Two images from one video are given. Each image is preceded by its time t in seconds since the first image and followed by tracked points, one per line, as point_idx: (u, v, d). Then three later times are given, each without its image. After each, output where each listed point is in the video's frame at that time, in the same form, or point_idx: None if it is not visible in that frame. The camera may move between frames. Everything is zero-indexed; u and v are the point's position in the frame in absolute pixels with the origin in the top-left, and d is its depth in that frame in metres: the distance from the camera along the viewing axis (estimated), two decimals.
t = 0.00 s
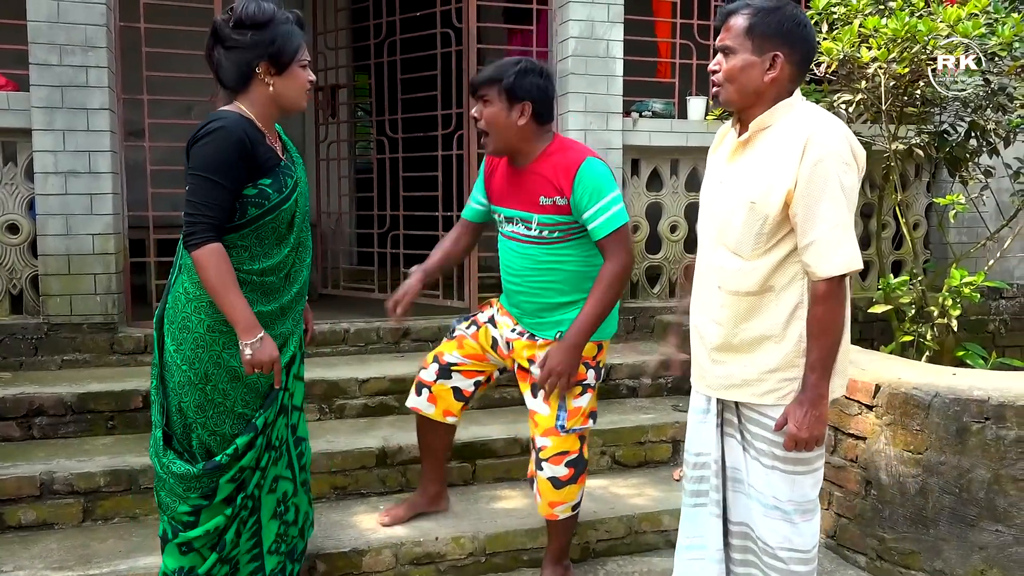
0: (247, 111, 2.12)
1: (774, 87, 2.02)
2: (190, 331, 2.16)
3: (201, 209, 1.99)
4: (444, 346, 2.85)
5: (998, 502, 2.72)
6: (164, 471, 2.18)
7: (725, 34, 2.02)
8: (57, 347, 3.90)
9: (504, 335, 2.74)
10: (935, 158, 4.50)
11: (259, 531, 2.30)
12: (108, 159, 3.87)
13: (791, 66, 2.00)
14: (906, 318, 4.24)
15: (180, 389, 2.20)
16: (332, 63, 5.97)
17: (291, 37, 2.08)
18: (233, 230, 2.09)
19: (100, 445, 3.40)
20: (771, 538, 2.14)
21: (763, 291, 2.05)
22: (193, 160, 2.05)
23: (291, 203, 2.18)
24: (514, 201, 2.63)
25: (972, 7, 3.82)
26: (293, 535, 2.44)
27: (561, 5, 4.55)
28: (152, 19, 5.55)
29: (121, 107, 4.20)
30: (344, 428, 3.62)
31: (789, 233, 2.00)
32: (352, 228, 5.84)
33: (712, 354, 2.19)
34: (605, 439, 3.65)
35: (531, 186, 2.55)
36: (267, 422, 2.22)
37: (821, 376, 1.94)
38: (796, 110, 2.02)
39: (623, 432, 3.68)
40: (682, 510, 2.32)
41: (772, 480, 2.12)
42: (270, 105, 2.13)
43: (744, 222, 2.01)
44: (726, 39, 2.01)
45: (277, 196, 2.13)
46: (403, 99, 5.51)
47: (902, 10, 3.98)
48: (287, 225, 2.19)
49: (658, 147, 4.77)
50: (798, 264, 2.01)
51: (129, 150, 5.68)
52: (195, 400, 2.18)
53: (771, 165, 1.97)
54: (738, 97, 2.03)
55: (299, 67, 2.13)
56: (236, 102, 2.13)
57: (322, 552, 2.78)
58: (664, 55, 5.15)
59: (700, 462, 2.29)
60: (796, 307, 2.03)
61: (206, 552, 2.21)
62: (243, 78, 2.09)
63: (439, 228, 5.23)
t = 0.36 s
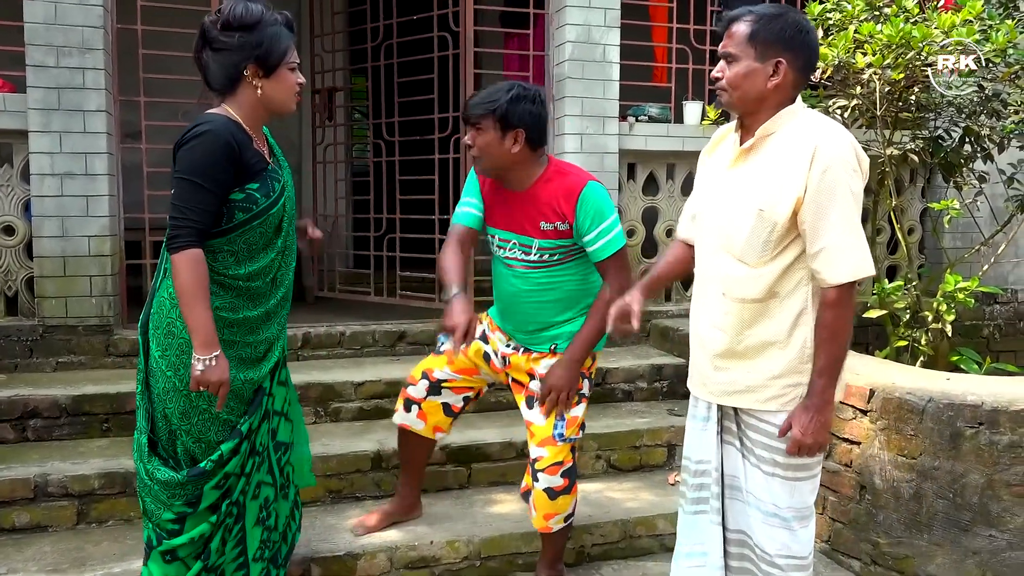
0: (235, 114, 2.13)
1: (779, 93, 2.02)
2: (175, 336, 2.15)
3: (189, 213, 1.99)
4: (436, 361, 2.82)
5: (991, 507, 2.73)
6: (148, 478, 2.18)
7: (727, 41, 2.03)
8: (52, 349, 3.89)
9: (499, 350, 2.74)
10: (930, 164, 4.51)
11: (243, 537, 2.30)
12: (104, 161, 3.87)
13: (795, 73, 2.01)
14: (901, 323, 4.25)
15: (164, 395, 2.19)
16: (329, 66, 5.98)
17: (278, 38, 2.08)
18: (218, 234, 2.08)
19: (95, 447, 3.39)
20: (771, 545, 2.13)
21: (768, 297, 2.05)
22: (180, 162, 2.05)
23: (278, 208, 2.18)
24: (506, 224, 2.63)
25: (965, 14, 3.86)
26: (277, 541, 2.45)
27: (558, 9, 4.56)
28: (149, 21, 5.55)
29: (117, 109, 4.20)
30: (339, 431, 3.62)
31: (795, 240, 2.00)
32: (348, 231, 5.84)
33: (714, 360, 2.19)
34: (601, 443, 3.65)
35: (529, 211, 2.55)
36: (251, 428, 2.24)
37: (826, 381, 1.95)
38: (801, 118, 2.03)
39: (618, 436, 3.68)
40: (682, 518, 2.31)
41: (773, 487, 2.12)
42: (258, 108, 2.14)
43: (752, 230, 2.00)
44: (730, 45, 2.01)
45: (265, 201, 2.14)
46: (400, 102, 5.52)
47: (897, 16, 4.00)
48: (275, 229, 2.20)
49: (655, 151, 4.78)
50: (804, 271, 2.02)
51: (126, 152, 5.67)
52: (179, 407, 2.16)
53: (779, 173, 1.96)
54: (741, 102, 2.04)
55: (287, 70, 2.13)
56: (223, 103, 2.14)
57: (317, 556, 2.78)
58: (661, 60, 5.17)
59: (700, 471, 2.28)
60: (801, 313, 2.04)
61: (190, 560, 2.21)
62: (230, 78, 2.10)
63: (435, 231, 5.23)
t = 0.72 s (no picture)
0: (228, 119, 2.13)
1: (781, 105, 2.04)
2: (167, 342, 2.16)
3: (184, 216, 2.00)
4: (405, 371, 2.81)
5: (985, 519, 2.74)
6: (140, 484, 2.19)
7: (733, 50, 2.05)
8: (48, 352, 3.89)
9: (465, 347, 2.76)
10: (926, 176, 4.54)
11: (235, 541, 2.29)
12: (104, 164, 3.88)
13: (797, 87, 2.02)
14: (897, 334, 4.27)
15: (156, 400, 2.19)
16: (329, 72, 6.00)
17: (269, 44, 2.09)
18: (211, 238, 2.09)
19: (91, 451, 3.39)
20: (769, 556, 2.12)
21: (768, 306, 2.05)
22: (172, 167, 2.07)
23: (270, 213, 2.19)
24: (506, 190, 2.65)
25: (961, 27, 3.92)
26: (268, 542, 2.45)
27: (557, 18, 4.58)
28: (150, 26, 5.56)
29: (117, 113, 4.21)
30: (335, 437, 3.62)
31: (794, 250, 1.99)
32: (346, 237, 5.85)
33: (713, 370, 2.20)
34: (596, 450, 3.66)
35: (526, 179, 2.58)
36: (242, 431, 2.24)
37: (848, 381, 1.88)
38: (797, 127, 2.03)
39: (614, 444, 3.69)
40: (679, 526, 2.33)
41: (772, 498, 2.11)
42: (251, 113, 2.15)
43: (747, 241, 2.01)
44: (735, 54, 2.04)
45: (257, 205, 2.14)
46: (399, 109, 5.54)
47: (894, 30, 4.03)
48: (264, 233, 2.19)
49: (653, 161, 4.80)
50: (803, 281, 2.01)
51: (125, 156, 5.69)
52: (171, 412, 2.18)
53: (773, 185, 1.97)
54: (743, 113, 2.06)
55: (280, 74, 2.15)
56: (216, 109, 2.15)
57: (311, 561, 2.78)
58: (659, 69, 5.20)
59: (697, 479, 2.30)
60: (799, 323, 2.03)
61: (182, 565, 2.21)
62: (222, 86, 2.11)
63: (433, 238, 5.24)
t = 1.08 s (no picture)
0: (226, 122, 2.15)
1: (779, 112, 2.05)
2: (168, 343, 2.17)
3: (184, 219, 2.01)
4: (407, 376, 2.82)
5: (983, 526, 2.74)
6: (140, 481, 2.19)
7: (732, 58, 2.06)
8: (49, 354, 3.90)
9: (465, 348, 2.77)
10: (924, 184, 4.55)
11: (235, 535, 2.30)
12: (105, 167, 3.89)
13: (796, 94, 2.04)
14: (895, 341, 4.27)
15: (158, 400, 2.20)
16: (330, 77, 6.03)
17: (260, 44, 2.10)
18: (211, 240, 2.11)
19: (91, 453, 3.39)
20: (769, 558, 2.12)
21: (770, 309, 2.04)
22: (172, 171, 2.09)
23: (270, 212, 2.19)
24: (504, 194, 2.66)
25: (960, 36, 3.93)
26: (270, 537, 2.45)
27: (558, 24, 4.60)
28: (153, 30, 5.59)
29: (119, 116, 4.22)
30: (335, 441, 3.63)
31: (797, 251, 2.00)
32: (346, 241, 5.86)
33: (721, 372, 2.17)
34: (595, 455, 3.66)
35: (524, 182, 2.59)
36: (244, 426, 2.23)
37: (876, 338, 1.95)
38: (796, 133, 2.05)
39: (613, 449, 3.70)
40: (690, 529, 2.25)
41: (772, 499, 2.11)
42: (248, 114, 2.17)
43: (749, 245, 2.01)
44: (734, 62, 2.05)
45: (256, 205, 2.14)
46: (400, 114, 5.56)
47: (893, 38, 4.05)
48: (263, 233, 2.20)
49: (653, 167, 4.82)
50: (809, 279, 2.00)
51: (127, 159, 5.71)
52: (174, 411, 2.19)
53: (773, 188, 1.98)
54: (742, 120, 2.07)
55: (273, 74, 2.16)
56: (213, 112, 2.17)
57: (310, 565, 2.78)
58: (659, 76, 5.22)
59: (715, 483, 2.21)
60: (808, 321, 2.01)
61: (183, 560, 2.22)
62: (217, 87, 2.12)
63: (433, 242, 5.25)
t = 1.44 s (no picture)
0: (223, 123, 2.17)
1: (778, 113, 2.06)
2: (167, 342, 2.19)
3: (176, 219, 2.02)
4: (408, 377, 2.82)
5: (986, 526, 2.74)
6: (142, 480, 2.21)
7: (729, 61, 2.07)
8: (54, 356, 3.91)
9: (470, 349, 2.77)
10: (927, 184, 4.54)
11: (239, 533, 2.31)
12: (110, 170, 3.91)
13: (794, 94, 2.04)
14: (898, 342, 4.27)
15: (158, 398, 2.22)
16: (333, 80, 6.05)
17: (256, 45, 2.11)
18: (206, 240, 2.12)
19: (96, 455, 3.41)
20: (780, 558, 2.12)
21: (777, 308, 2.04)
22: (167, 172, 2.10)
23: (268, 209, 2.19)
24: (506, 196, 2.66)
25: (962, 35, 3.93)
26: (274, 535, 2.46)
27: (560, 26, 4.61)
28: (157, 33, 5.61)
29: (124, 119, 4.24)
30: (338, 441, 3.64)
31: (805, 249, 2.00)
32: (350, 243, 5.88)
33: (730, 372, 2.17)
34: (598, 456, 3.67)
35: (528, 184, 2.59)
36: (247, 423, 2.24)
37: (879, 318, 1.93)
38: (797, 133, 2.06)
39: (616, 449, 3.70)
40: (705, 532, 2.23)
41: (782, 498, 2.10)
42: (244, 115, 2.18)
43: (756, 244, 2.02)
44: (730, 65, 2.06)
45: (252, 204, 2.15)
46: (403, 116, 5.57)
47: (894, 39, 4.06)
48: (261, 231, 2.20)
49: (655, 168, 4.83)
50: (817, 277, 2.01)
51: (131, 162, 5.73)
52: (174, 409, 2.19)
53: (778, 186, 1.98)
54: (742, 122, 2.07)
55: (269, 75, 2.17)
56: (212, 114, 2.19)
57: (314, 565, 2.79)
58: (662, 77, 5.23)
59: (727, 484, 2.20)
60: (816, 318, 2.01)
61: (187, 558, 2.22)
62: (212, 89, 2.13)
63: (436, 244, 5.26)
